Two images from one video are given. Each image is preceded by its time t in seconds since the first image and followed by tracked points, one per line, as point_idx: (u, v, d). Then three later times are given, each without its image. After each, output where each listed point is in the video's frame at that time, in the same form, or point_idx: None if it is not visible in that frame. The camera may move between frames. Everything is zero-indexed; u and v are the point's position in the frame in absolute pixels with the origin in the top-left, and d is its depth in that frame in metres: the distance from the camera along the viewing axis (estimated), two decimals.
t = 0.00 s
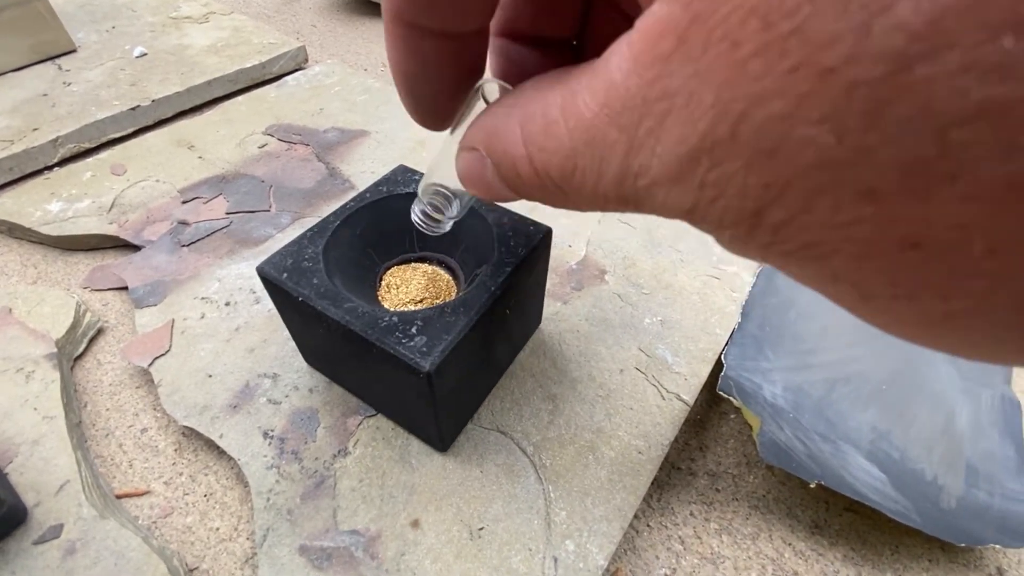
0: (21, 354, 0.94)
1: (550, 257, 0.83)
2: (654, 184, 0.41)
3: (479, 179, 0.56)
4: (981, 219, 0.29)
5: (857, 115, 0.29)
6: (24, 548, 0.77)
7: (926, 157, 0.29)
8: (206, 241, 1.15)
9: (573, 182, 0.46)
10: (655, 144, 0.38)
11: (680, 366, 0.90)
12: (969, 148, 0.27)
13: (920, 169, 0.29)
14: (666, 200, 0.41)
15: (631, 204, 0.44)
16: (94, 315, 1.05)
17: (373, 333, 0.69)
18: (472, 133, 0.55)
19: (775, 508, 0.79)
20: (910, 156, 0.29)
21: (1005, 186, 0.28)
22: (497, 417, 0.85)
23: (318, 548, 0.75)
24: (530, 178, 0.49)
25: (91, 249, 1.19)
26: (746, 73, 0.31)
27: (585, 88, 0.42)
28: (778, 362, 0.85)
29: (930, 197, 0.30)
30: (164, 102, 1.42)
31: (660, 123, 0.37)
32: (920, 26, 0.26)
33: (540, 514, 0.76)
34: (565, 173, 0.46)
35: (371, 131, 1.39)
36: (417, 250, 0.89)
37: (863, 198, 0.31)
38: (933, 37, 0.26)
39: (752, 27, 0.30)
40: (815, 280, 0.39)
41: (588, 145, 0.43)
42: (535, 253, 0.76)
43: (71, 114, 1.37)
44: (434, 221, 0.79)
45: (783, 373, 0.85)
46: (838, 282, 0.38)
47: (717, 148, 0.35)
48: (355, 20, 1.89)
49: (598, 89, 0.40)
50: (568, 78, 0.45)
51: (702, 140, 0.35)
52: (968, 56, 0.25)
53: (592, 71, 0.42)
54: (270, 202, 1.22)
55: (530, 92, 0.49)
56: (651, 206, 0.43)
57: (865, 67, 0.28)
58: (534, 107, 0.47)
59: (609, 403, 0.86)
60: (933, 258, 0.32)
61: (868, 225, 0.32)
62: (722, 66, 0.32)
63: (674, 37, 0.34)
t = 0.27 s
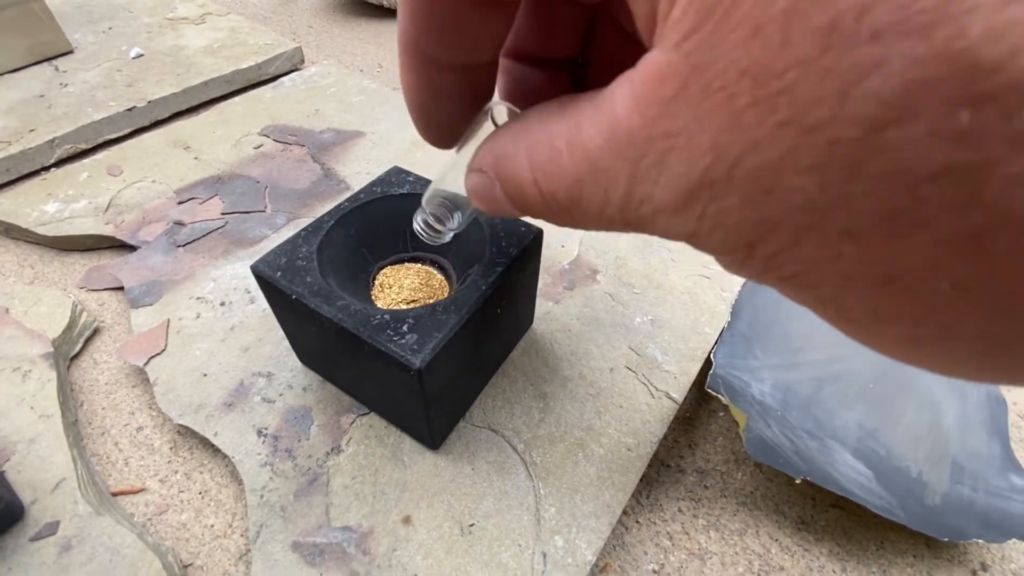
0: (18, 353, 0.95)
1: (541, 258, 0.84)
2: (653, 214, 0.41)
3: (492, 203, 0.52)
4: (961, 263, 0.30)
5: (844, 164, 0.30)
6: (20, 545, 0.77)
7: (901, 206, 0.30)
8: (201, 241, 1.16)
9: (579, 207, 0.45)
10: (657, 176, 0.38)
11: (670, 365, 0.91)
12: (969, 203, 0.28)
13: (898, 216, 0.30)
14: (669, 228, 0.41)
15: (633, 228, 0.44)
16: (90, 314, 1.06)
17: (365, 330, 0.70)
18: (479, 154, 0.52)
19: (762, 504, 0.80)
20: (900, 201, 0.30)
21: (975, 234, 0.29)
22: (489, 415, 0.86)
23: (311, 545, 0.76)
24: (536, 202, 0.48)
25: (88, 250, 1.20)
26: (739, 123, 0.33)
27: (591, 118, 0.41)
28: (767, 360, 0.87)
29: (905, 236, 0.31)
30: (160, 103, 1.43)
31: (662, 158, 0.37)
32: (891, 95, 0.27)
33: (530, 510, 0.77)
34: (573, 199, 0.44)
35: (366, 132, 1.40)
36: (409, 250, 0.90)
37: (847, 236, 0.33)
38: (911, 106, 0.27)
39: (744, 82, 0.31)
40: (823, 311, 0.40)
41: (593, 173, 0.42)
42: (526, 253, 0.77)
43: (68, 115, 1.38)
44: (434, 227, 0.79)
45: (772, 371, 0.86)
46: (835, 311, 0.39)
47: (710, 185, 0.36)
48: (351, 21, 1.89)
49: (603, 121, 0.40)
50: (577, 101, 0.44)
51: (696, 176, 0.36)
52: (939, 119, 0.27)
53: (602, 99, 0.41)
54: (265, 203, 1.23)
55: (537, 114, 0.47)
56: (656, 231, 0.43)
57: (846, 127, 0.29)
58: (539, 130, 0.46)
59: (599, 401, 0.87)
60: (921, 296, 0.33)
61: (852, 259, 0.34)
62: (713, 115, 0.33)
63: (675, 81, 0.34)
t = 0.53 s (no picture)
0: (11, 346, 0.95)
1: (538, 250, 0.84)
2: (652, 241, 0.44)
3: (511, 230, 0.58)
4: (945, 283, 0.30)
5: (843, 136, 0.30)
6: (12, 537, 0.77)
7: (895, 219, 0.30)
8: (197, 235, 1.15)
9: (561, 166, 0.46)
10: (654, 207, 0.41)
11: (667, 357, 0.91)
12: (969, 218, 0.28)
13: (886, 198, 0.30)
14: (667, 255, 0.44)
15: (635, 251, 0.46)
16: (85, 308, 1.05)
17: (362, 317, 0.69)
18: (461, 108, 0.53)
19: (759, 496, 0.80)
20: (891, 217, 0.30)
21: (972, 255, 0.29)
22: (485, 407, 0.85)
23: (305, 536, 0.75)
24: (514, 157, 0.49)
25: (82, 243, 1.19)
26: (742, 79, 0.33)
27: (595, 156, 0.45)
28: (764, 353, 0.86)
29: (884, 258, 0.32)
30: (155, 97, 1.42)
31: (658, 193, 0.40)
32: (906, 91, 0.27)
33: (526, 502, 0.77)
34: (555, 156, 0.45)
35: (362, 126, 1.40)
36: (406, 242, 0.90)
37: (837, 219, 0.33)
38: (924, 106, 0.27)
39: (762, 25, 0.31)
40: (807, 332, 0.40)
41: (598, 204, 0.45)
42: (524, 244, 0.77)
43: (63, 109, 1.37)
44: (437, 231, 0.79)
45: (768, 363, 0.86)
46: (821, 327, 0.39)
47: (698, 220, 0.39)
48: (348, 16, 1.89)
49: (605, 158, 0.43)
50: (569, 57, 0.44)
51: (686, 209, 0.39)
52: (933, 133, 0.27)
53: (603, 138, 0.44)
54: (261, 196, 1.23)
55: (549, 151, 0.51)
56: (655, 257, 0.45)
57: (847, 131, 0.30)
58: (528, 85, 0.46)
59: (596, 393, 0.87)
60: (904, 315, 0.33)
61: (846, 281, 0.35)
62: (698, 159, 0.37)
63: (665, 126, 0.37)
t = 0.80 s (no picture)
0: (8, 347, 0.95)
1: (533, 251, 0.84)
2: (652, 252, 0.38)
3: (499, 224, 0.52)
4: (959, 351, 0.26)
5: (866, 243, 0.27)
6: (9, 538, 0.77)
7: (915, 303, 0.26)
8: (193, 235, 1.15)
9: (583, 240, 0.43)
10: (655, 219, 0.36)
11: (662, 357, 0.91)
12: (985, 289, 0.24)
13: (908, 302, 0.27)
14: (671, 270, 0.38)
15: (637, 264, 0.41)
16: (82, 309, 1.06)
17: (351, 325, 0.70)
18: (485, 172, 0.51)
19: (753, 496, 0.81)
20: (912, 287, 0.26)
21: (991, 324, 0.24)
22: (481, 407, 0.86)
23: (302, 536, 0.76)
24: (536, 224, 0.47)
25: (79, 244, 1.19)
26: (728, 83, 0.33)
27: (594, 159, 0.40)
28: (758, 353, 0.87)
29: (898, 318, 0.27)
30: (152, 97, 1.42)
31: (660, 203, 0.35)
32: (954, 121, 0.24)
33: (522, 502, 0.77)
34: (576, 227, 0.43)
35: (359, 127, 1.40)
36: (401, 243, 0.90)
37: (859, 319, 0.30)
38: (911, 178, 0.23)
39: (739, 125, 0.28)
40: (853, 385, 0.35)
41: (595, 207, 0.40)
42: (517, 246, 0.77)
43: (59, 109, 1.37)
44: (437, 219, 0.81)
45: (763, 363, 0.86)
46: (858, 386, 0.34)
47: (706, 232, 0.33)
48: (345, 16, 1.89)
49: (606, 161, 0.38)
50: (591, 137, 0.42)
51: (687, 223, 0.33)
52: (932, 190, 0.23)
53: (606, 141, 0.39)
54: (258, 197, 1.23)
55: (546, 148, 0.46)
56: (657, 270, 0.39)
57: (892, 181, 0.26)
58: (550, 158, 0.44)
59: (591, 393, 0.87)
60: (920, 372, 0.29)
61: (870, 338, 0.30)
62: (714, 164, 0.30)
63: (674, 143, 0.32)
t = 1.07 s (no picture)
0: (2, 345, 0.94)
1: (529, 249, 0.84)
2: (657, 218, 0.41)
3: (483, 172, 0.53)
4: (962, 308, 0.31)
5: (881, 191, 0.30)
6: (3, 537, 0.77)
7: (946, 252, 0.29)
8: (189, 234, 1.15)
9: (578, 195, 0.45)
10: (670, 175, 0.38)
11: (659, 355, 0.91)
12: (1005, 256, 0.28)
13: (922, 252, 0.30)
14: (672, 229, 0.40)
15: (632, 226, 0.43)
16: (77, 307, 1.05)
17: (347, 321, 0.69)
18: (478, 120, 0.52)
19: (751, 493, 0.80)
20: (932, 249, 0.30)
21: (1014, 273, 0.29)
22: (478, 406, 0.85)
23: (298, 535, 0.75)
24: (530, 179, 0.48)
25: (74, 242, 1.18)
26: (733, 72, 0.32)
27: (608, 107, 0.41)
28: (755, 352, 0.86)
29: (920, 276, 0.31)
30: (147, 95, 1.42)
31: (681, 158, 0.36)
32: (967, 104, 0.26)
33: (519, 501, 0.77)
34: (573, 183, 0.44)
35: (356, 125, 1.39)
36: (397, 241, 0.89)
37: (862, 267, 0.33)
38: (956, 148, 0.27)
39: (786, 97, 0.30)
40: (806, 329, 0.40)
41: (599, 158, 0.41)
42: (514, 243, 0.77)
43: (54, 107, 1.37)
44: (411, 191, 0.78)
45: (760, 362, 0.86)
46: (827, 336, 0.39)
47: (726, 191, 0.35)
48: (342, 14, 1.88)
49: (622, 111, 0.40)
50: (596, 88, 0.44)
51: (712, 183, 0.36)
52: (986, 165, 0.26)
53: (619, 91, 0.40)
54: (254, 195, 1.22)
55: (549, 93, 0.47)
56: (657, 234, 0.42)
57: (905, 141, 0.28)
58: (550, 110, 0.46)
59: (588, 391, 0.87)
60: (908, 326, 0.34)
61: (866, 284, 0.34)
62: (749, 125, 0.32)
63: (712, 83, 0.33)
